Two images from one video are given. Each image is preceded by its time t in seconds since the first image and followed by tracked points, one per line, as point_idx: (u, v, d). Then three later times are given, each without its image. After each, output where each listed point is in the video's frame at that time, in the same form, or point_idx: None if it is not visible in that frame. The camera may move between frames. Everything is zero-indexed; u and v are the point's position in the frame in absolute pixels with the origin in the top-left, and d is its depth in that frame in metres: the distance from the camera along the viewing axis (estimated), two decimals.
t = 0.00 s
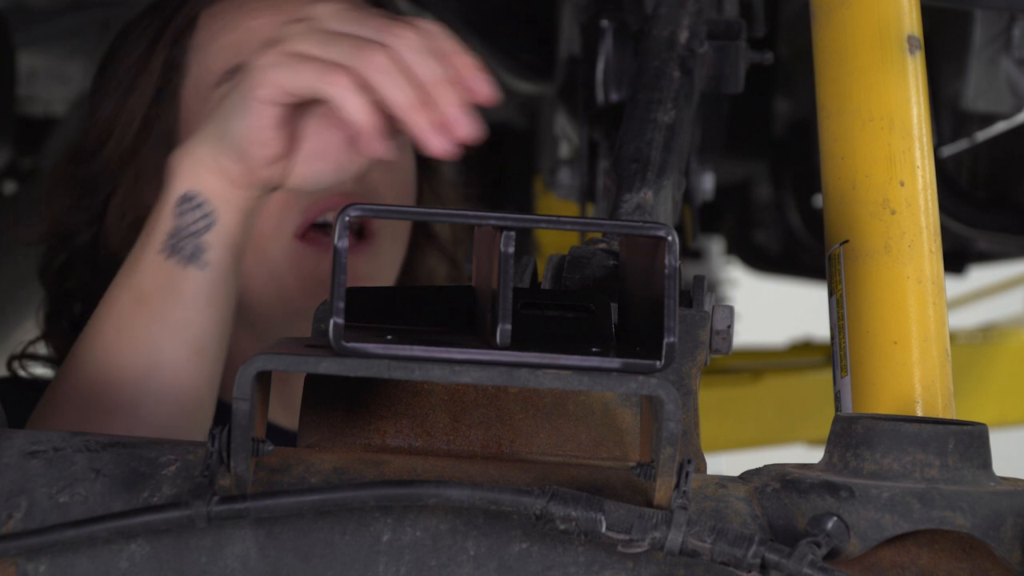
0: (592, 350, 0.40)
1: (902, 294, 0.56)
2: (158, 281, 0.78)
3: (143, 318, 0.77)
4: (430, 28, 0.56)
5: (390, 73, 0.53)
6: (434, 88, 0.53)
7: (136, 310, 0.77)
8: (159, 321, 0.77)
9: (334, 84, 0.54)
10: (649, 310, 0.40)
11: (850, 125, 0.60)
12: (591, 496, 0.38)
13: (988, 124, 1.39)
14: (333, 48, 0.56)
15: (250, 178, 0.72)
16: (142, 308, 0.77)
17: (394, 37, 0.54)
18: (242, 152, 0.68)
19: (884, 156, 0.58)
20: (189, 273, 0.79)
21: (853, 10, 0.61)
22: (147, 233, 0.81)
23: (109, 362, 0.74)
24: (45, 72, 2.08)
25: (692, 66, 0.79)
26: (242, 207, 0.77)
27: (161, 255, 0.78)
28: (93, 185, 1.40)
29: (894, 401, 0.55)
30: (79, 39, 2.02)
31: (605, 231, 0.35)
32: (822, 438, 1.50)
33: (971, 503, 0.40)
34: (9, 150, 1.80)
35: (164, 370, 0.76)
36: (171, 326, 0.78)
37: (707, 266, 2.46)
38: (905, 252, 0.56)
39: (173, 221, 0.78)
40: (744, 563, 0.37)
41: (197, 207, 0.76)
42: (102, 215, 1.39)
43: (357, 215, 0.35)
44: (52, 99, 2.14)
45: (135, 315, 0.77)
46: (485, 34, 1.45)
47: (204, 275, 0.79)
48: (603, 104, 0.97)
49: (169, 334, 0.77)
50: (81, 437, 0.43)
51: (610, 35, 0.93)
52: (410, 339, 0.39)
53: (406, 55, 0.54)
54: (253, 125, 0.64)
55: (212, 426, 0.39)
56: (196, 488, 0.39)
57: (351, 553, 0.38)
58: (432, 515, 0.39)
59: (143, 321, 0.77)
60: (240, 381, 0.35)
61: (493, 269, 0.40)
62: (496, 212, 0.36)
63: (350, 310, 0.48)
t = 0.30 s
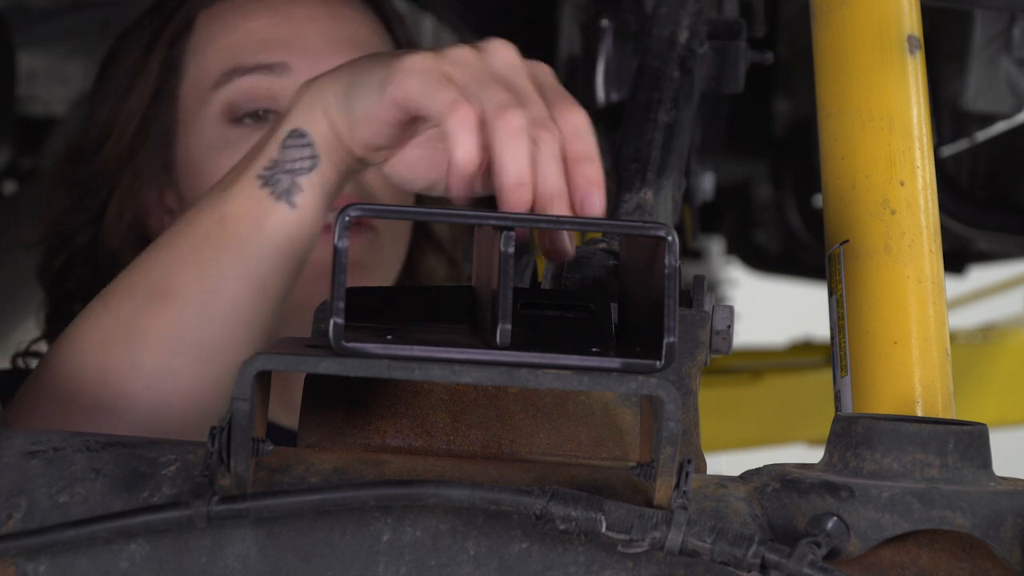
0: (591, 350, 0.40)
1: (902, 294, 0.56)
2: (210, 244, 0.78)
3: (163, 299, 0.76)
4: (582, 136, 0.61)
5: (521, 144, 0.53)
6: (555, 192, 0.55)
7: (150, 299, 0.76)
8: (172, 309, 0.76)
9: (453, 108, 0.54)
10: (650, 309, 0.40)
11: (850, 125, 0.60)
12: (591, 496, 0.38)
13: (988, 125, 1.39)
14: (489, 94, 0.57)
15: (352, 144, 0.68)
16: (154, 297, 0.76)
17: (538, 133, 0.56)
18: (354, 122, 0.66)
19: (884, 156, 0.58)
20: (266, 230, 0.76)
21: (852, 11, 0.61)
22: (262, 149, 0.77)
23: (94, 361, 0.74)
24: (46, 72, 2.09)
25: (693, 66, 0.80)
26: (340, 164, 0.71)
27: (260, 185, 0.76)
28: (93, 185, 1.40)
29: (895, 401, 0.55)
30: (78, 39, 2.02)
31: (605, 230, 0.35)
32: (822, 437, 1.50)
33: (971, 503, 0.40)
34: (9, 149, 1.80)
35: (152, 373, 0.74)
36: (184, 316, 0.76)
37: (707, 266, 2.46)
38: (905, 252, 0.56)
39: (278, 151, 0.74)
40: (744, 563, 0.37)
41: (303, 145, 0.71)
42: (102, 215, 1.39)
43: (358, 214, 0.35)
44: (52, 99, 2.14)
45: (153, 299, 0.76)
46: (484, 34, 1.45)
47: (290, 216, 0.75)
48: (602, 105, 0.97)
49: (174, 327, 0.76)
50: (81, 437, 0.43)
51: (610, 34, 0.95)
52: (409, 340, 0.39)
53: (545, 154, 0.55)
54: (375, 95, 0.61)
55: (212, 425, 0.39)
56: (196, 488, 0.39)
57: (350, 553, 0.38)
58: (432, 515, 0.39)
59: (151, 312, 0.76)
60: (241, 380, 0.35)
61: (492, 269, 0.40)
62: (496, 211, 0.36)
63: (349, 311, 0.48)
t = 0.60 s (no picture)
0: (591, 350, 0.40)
1: (902, 294, 0.56)
2: (222, 238, 0.77)
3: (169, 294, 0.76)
4: (610, 162, 0.55)
5: (544, 171, 0.51)
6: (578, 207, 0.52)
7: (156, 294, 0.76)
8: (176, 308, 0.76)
9: (483, 150, 0.51)
10: (649, 308, 0.40)
11: (850, 124, 0.60)
12: (591, 496, 0.38)
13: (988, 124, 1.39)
14: (527, 111, 0.52)
15: (380, 141, 0.67)
16: (158, 294, 0.76)
17: (565, 151, 0.53)
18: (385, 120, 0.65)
19: (884, 156, 0.58)
20: (286, 224, 0.75)
21: (853, 10, 0.61)
22: (293, 133, 0.76)
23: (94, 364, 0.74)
24: (46, 72, 2.09)
25: (693, 66, 0.80)
26: (368, 158, 0.70)
27: (285, 174, 0.75)
28: (93, 186, 1.40)
29: (895, 401, 0.55)
30: (79, 39, 2.02)
31: (604, 230, 0.35)
32: (822, 437, 1.50)
33: (971, 503, 0.40)
34: (10, 150, 1.80)
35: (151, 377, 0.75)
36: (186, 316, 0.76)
37: (707, 266, 2.46)
38: (905, 252, 0.56)
39: (305, 142, 0.73)
40: (744, 563, 0.37)
41: (335, 137, 0.70)
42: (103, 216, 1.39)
43: (358, 215, 0.35)
44: (53, 100, 2.14)
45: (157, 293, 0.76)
46: (485, 34, 1.45)
47: (314, 210, 0.74)
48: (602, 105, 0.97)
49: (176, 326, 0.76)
50: (82, 437, 0.43)
51: (610, 34, 0.95)
52: (409, 340, 0.39)
53: (568, 175, 0.52)
54: (406, 95, 0.60)
55: (211, 425, 0.39)
56: (196, 488, 0.39)
57: (350, 553, 0.38)
58: (431, 515, 0.39)
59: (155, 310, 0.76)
60: (241, 380, 0.35)
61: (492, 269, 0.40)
62: (496, 211, 0.36)
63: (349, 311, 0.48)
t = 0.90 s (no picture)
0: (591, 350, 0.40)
1: (902, 294, 0.56)
2: (224, 247, 0.76)
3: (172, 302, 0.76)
4: (616, 188, 0.55)
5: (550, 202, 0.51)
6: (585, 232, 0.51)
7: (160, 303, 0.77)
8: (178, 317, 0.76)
9: (491, 173, 0.51)
10: (650, 308, 0.40)
11: (851, 124, 0.60)
12: (591, 496, 0.38)
13: (988, 124, 1.39)
14: (538, 136, 0.52)
15: (387, 151, 0.67)
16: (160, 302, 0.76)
17: (571, 174, 0.53)
18: (394, 131, 0.65)
19: (884, 156, 0.58)
20: (288, 232, 0.74)
21: (852, 10, 0.61)
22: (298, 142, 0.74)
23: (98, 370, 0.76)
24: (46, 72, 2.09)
25: (693, 66, 0.80)
26: (375, 169, 0.69)
27: (289, 183, 0.73)
28: (93, 186, 1.40)
29: (895, 401, 0.55)
30: (78, 39, 2.02)
31: (604, 230, 0.35)
32: (822, 438, 1.50)
33: (971, 503, 0.40)
34: (9, 149, 1.80)
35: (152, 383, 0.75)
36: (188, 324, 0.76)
37: (707, 266, 2.46)
38: (905, 252, 0.56)
39: (311, 152, 0.71)
40: (744, 563, 0.37)
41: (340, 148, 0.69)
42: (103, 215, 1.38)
43: (358, 214, 0.35)
44: (53, 100, 2.14)
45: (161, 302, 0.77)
46: (485, 34, 1.45)
47: (317, 221, 0.73)
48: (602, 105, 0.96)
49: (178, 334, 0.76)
50: (81, 438, 0.43)
51: (610, 34, 0.95)
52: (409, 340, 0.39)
53: (575, 197, 0.53)
54: (417, 109, 0.60)
55: (211, 425, 0.39)
56: (196, 488, 0.39)
57: (350, 553, 0.38)
58: (431, 515, 0.39)
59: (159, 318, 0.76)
60: (240, 380, 0.35)
61: (493, 268, 0.40)
62: (496, 211, 0.36)
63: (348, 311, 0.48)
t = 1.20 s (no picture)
0: (591, 350, 0.40)
1: (902, 294, 0.56)
2: (224, 250, 0.76)
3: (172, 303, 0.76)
4: (618, 192, 0.55)
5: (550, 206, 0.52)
6: (587, 235, 0.51)
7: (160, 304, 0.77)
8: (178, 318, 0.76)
9: (495, 174, 0.51)
10: (650, 308, 0.40)
11: (851, 124, 0.60)
12: (591, 496, 0.38)
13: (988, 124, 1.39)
14: (541, 141, 0.52)
15: (387, 155, 0.67)
16: (160, 304, 0.77)
17: (575, 177, 0.53)
18: (395, 134, 0.65)
19: (884, 156, 0.58)
20: (289, 235, 0.74)
21: (853, 10, 0.61)
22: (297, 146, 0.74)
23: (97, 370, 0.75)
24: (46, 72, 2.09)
25: (693, 65, 0.80)
26: (374, 172, 0.69)
27: (289, 188, 0.73)
28: (93, 186, 1.40)
29: (895, 401, 0.55)
30: (79, 39, 2.02)
31: (604, 230, 0.35)
32: (822, 438, 1.50)
33: (971, 503, 0.40)
34: (9, 149, 1.80)
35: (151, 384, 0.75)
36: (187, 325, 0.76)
37: (707, 266, 2.47)
38: (905, 252, 0.56)
39: (311, 156, 0.71)
40: (744, 563, 0.37)
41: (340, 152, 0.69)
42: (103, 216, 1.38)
43: (358, 215, 0.35)
44: (53, 99, 2.15)
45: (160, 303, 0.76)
46: (485, 34, 1.45)
47: (317, 224, 0.73)
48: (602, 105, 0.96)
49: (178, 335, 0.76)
50: (82, 437, 0.43)
51: (610, 34, 0.95)
52: (410, 340, 0.39)
53: (577, 199, 0.53)
54: (420, 111, 0.60)
55: (212, 425, 0.39)
56: (196, 488, 0.39)
57: (350, 553, 0.38)
58: (432, 515, 0.39)
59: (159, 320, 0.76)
60: (240, 381, 0.35)
61: (493, 268, 0.40)
62: (496, 211, 0.36)
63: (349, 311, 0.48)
